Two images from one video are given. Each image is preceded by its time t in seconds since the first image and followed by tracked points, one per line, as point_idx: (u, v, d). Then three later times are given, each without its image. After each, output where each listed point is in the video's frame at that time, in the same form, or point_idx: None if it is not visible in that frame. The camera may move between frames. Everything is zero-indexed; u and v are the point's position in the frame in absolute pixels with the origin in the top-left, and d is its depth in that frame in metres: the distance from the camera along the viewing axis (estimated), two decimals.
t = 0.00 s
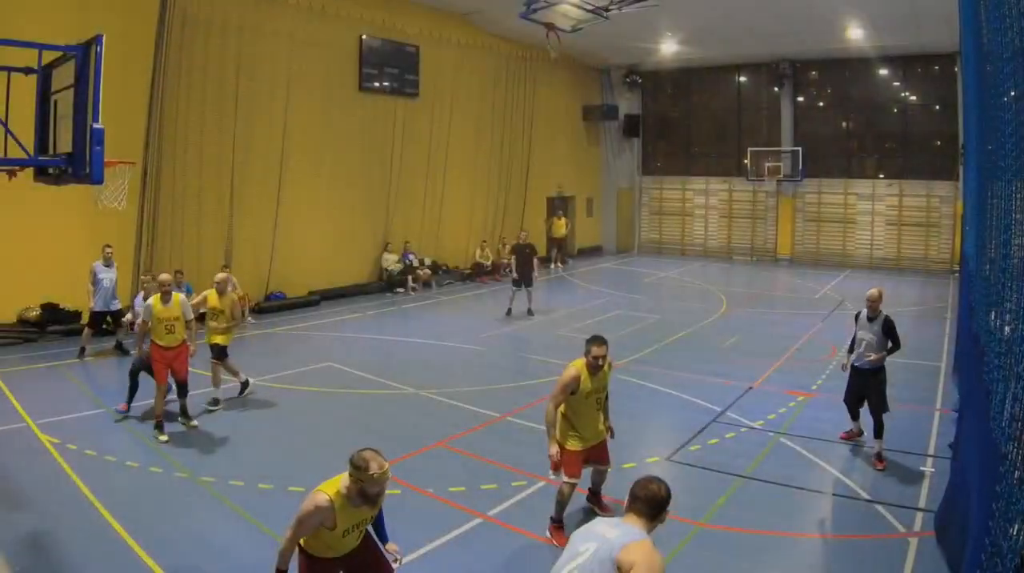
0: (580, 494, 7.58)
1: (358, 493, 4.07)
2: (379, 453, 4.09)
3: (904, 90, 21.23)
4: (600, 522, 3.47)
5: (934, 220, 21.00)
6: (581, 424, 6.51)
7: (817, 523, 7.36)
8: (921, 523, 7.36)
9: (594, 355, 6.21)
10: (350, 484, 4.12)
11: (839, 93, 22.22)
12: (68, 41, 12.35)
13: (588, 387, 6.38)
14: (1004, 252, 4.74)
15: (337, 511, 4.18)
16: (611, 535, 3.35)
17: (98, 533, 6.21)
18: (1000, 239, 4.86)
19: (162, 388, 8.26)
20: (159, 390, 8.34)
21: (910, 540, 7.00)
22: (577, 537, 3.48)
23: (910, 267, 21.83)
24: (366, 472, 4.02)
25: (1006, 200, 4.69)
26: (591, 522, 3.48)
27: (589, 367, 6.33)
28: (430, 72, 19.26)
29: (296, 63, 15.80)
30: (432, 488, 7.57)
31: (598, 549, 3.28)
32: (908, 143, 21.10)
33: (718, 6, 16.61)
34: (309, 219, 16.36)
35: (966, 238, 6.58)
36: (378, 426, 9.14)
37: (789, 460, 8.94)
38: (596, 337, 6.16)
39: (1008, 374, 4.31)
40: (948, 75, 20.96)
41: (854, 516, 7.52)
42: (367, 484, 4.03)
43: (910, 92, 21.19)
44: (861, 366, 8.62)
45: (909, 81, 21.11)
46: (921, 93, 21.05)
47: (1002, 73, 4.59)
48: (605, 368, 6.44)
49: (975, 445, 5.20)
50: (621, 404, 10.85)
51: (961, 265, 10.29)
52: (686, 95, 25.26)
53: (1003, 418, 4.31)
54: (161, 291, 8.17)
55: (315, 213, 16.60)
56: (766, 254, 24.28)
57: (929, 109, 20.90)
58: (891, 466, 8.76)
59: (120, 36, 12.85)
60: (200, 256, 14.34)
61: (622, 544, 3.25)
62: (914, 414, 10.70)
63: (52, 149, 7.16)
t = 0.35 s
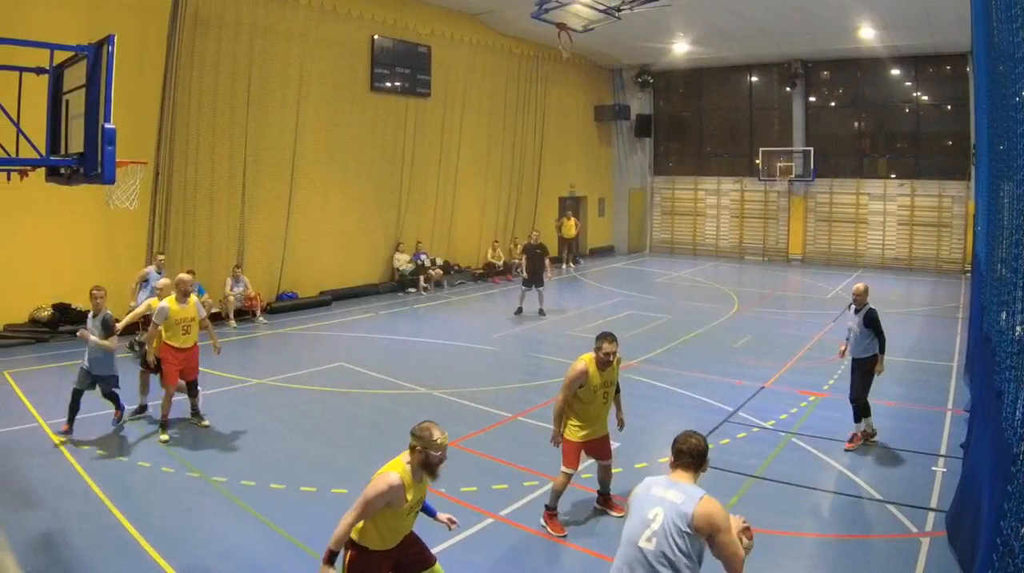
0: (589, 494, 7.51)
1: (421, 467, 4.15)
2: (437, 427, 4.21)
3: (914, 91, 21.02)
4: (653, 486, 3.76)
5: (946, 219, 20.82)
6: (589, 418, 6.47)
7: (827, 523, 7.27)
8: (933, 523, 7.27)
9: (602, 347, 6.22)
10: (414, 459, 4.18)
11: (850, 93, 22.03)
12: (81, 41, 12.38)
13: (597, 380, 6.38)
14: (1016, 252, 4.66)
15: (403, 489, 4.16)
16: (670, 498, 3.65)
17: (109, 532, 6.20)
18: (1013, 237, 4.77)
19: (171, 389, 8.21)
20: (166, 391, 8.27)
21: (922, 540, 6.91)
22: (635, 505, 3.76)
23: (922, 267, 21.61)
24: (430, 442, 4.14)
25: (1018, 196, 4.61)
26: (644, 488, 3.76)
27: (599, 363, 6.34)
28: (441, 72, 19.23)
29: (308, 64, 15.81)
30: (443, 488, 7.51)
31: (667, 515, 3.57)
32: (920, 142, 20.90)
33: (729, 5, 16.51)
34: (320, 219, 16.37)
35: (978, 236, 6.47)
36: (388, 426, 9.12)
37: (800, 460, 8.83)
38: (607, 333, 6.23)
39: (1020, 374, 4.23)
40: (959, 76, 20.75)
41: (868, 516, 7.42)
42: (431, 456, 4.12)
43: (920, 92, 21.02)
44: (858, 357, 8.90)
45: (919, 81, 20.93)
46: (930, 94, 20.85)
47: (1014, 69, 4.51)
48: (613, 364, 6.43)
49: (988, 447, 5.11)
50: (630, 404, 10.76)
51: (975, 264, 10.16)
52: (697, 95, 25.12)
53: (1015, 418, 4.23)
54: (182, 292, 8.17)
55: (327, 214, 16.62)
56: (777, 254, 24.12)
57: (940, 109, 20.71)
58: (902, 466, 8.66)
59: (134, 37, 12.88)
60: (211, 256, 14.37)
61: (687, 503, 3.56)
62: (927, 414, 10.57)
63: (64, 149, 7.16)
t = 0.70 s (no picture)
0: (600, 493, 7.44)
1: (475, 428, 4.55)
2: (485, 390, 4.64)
3: (927, 91, 20.81)
4: (690, 446, 4.24)
5: (959, 219, 20.61)
6: (578, 414, 6.60)
7: (842, 523, 7.17)
8: (946, 524, 7.17)
9: (599, 351, 6.25)
10: (469, 422, 4.59)
11: (863, 93, 21.81)
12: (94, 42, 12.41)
13: (591, 379, 6.46)
14: None
15: (461, 448, 4.56)
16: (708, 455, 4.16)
17: (122, 532, 6.19)
18: None
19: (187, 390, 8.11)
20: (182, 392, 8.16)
21: (936, 541, 6.81)
22: (675, 460, 4.20)
23: (935, 267, 21.40)
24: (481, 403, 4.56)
25: None
26: (683, 447, 4.22)
27: (593, 363, 6.37)
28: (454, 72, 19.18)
29: (321, 65, 15.82)
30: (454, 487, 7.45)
31: (714, 463, 4.08)
32: (933, 142, 20.68)
33: (741, 5, 16.38)
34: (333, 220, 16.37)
35: (991, 236, 6.37)
36: (398, 425, 9.08)
37: (813, 460, 8.71)
38: (601, 334, 6.24)
39: None
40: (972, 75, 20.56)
41: (881, 516, 7.31)
42: (484, 417, 4.54)
43: (933, 92, 20.80)
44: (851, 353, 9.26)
45: (932, 81, 20.76)
46: (943, 94, 20.65)
47: None
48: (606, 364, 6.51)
49: (999, 448, 5.01)
50: (641, 404, 10.66)
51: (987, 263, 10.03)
52: (709, 95, 24.94)
53: None
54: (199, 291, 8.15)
55: (339, 214, 16.62)
56: (790, 254, 23.91)
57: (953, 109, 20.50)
58: (916, 467, 8.54)
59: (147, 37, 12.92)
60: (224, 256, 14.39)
61: (730, 455, 4.11)
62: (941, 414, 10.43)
63: (76, 149, 7.17)
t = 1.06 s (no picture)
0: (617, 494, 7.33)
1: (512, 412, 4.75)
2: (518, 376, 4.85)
3: (940, 91, 20.58)
4: (668, 413, 4.79)
5: (971, 220, 20.38)
6: (582, 404, 6.61)
7: (859, 524, 7.04)
8: (958, 523, 7.04)
9: (605, 343, 6.28)
10: (505, 406, 4.79)
11: (877, 92, 21.55)
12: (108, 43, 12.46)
13: (596, 371, 6.48)
14: None
15: (501, 431, 4.75)
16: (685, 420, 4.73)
17: (136, 533, 6.16)
18: None
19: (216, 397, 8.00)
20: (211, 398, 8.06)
21: (946, 540, 6.70)
22: (660, 429, 4.72)
23: (948, 267, 21.17)
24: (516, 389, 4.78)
25: None
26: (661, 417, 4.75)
27: (598, 357, 6.42)
28: (467, 72, 19.15)
29: (334, 65, 15.85)
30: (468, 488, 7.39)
31: (695, 427, 4.65)
32: (946, 142, 20.46)
33: (753, 4, 16.22)
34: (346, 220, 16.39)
35: (1007, 234, 6.27)
36: (410, 425, 9.04)
37: (828, 460, 8.58)
38: (605, 327, 6.26)
39: None
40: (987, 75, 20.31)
41: (892, 516, 7.19)
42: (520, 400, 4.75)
43: (946, 92, 20.58)
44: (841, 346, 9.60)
45: (945, 81, 20.52)
46: (956, 94, 20.43)
47: None
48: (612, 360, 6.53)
49: (1013, 449, 4.90)
50: (654, 404, 10.55)
51: (1000, 261, 9.86)
52: (722, 95, 24.70)
53: None
54: (241, 301, 8.15)
55: (352, 214, 16.60)
56: (803, 254, 23.68)
57: (966, 109, 20.27)
58: (927, 466, 8.42)
59: (161, 38, 12.95)
60: (237, 257, 14.40)
61: (705, 416, 4.71)
62: (955, 414, 10.27)
63: (89, 149, 7.16)
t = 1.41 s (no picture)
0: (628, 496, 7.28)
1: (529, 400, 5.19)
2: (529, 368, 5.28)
3: (953, 90, 20.38)
4: (609, 415, 5.29)
5: (984, 220, 20.20)
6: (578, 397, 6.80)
7: (872, 524, 6.94)
8: (972, 523, 6.95)
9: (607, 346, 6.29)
10: (523, 395, 5.24)
11: (889, 92, 21.33)
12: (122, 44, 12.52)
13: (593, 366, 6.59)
14: None
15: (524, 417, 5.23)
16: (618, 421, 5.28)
17: (149, 532, 6.15)
18: None
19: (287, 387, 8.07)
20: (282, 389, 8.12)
21: (961, 540, 6.60)
22: (598, 428, 5.23)
23: (961, 267, 20.98)
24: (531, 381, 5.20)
25: None
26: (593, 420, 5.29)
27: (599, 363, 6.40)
28: (479, 72, 19.13)
29: (347, 65, 15.86)
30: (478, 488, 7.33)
31: (632, 427, 5.14)
32: (959, 143, 20.30)
33: (765, 4, 16.10)
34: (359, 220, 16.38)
35: (1022, 233, 6.16)
36: (421, 425, 9.01)
37: (841, 460, 8.45)
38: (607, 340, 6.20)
39: None
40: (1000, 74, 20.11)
41: (906, 516, 7.08)
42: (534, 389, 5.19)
43: (959, 92, 20.40)
44: (857, 346, 9.41)
45: (958, 81, 20.33)
46: (968, 94, 20.24)
47: None
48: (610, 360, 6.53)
49: None
50: (666, 404, 10.44)
51: (1014, 259, 9.71)
52: (734, 95, 24.50)
53: None
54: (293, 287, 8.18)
55: (364, 214, 16.60)
56: (815, 254, 23.47)
57: (978, 109, 20.08)
58: (938, 465, 8.32)
59: (174, 39, 13.00)
60: (250, 257, 14.43)
61: (640, 421, 5.19)
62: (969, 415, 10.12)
63: (102, 149, 7.18)
